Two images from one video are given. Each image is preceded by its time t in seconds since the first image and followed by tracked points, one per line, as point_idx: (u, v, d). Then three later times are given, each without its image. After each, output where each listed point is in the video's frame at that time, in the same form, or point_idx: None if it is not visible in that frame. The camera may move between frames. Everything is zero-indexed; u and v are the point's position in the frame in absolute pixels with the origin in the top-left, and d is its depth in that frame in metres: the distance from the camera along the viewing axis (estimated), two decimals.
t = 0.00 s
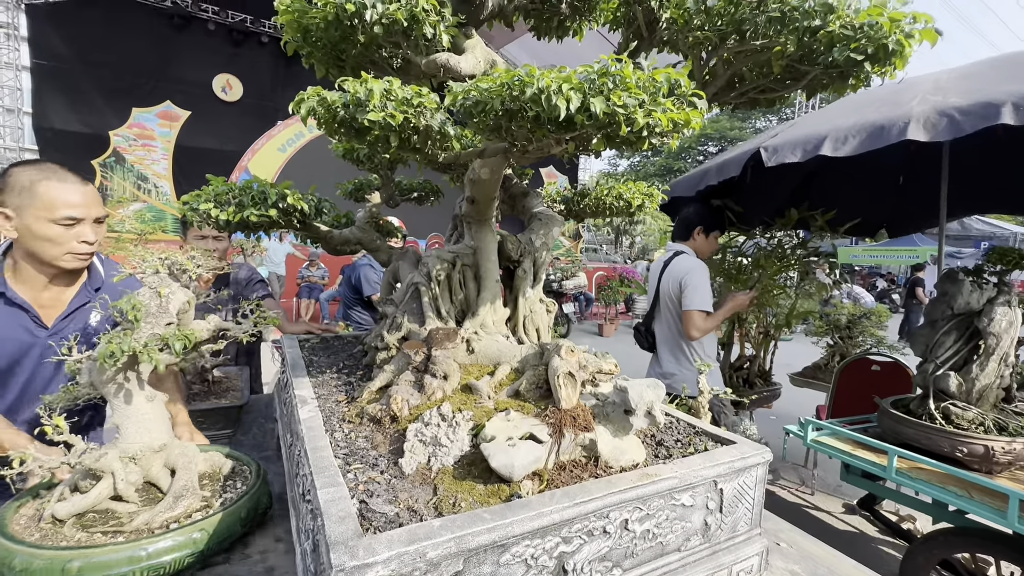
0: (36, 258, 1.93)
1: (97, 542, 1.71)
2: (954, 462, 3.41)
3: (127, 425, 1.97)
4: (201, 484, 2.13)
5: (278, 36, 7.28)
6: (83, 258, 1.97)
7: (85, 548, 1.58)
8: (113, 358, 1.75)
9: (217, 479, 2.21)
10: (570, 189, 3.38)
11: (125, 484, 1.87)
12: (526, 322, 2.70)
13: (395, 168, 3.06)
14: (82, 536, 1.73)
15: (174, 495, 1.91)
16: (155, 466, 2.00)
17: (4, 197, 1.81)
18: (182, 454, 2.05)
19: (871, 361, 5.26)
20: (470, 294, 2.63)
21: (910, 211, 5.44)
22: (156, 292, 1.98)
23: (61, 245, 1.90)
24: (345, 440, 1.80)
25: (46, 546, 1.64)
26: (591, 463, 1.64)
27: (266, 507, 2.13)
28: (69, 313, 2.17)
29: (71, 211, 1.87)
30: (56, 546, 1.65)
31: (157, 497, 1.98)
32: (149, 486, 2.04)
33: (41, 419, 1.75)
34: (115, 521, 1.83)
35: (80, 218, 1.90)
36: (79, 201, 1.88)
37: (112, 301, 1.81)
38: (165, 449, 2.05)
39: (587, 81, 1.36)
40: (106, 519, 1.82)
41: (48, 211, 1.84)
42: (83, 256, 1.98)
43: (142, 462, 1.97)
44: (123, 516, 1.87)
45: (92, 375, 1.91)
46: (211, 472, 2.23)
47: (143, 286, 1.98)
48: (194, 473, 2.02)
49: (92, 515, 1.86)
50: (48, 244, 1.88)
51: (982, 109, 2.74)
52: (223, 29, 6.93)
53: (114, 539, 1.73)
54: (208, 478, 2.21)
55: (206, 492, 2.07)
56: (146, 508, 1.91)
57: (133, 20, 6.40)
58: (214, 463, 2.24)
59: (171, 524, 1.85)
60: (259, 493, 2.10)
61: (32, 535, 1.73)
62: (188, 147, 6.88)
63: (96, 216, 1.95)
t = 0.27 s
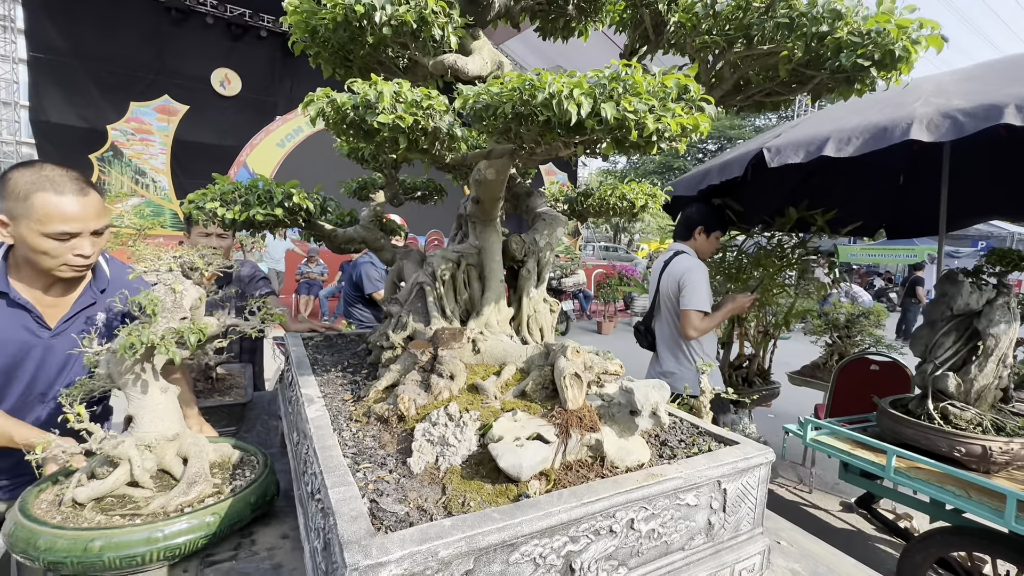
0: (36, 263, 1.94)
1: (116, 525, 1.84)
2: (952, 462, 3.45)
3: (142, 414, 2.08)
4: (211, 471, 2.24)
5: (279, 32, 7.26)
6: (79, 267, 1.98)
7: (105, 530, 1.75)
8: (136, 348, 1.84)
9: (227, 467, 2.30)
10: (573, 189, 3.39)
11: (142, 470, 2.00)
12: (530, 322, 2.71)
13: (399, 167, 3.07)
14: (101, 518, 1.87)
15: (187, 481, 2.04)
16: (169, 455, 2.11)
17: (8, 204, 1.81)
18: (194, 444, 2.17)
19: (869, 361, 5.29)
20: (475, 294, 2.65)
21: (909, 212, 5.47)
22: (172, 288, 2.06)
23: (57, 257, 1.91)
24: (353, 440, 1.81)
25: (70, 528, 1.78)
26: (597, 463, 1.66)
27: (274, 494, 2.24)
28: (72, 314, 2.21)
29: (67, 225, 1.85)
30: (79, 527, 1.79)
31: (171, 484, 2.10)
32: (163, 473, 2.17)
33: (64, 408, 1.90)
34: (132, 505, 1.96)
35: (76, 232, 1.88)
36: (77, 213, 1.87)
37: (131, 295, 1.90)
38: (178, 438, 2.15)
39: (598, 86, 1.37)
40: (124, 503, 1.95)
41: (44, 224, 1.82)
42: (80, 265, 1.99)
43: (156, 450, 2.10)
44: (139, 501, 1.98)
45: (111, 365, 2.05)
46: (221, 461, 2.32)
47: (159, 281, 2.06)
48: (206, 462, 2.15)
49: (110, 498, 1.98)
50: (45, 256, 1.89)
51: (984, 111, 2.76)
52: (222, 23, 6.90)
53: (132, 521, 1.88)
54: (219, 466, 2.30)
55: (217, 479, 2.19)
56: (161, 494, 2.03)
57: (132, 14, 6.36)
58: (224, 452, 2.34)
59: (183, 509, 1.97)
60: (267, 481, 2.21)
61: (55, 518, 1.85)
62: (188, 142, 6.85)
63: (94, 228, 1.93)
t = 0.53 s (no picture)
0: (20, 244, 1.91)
1: (121, 508, 1.85)
2: (944, 448, 3.51)
3: (146, 401, 2.09)
4: (215, 455, 2.24)
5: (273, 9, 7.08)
6: (62, 250, 1.92)
7: (111, 513, 1.76)
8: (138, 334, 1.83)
9: (230, 452, 2.31)
10: (575, 175, 3.37)
11: (145, 455, 2.02)
12: (532, 309, 2.71)
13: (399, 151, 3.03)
14: (106, 503, 1.87)
15: (191, 466, 2.04)
16: (172, 440, 2.12)
17: None
18: (197, 429, 2.18)
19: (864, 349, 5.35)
20: (476, 281, 2.64)
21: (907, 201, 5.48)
22: (172, 275, 2.04)
23: (38, 236, 1.85)
24: (358, 426, 1.82)
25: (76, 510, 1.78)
26: (601, 449, 1.68)
27: (277, 479, 2.24)
28: (65, 300, 2.18)
29: (47, 203, 1.81)
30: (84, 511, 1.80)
31: (175, 468, 2.10)
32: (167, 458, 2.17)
33: (67, 393, 1.91)
34: (137, 490, 1.96)
35: (56, 210, 1.84)
36: (57, 191, 1.83)
37: (132, 281, 1.88)
38: (181, 424, 2.16)
39: (609, 71, 1.35)
40: (128, 487, 1.95)
41: (22, 200, 1.78)
42: (64, 248, 1.93)
43: (160, 435, 2.09)
44: (144, 485, 1.98)
45: (113, 351, 2.03)
46: (224, 446, 2.33)
47: (159, 266, 2.03)
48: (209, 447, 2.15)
49: (115, 483, 1.99)
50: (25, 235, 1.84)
51: (989, 100, 2.75)
52: None
53: (137, 505, 1.88)
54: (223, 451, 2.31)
55: (221, 464, 2.20)
56: (165, 478, 2.03)
57: None
58: (227, 437, 2.33)
59: (187, 493, 1.98)
60: (271, 466, 2.22)
61: (59, 502, 1.86)
62: (180, 122, 6.73)
63: (75, 208, 1.88)
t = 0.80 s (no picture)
0: None
1: (127, 480, 1.86)
2: (930, 421, 3.62)
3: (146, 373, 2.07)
4: (218, 427, 2.25)
5: None
6: (34, 210, 1.95)
7: (118, 484, 1.78)
8: (136, 307, 1.80)
9: (233, 424, 2.32)
10: (575, 147, 3.31)
11: (148, 427, 2.03)
12: (532, 283, 2.71)
13: (397, 121, 2.96)
14: (112, 474, 1.88)
15: (195, 437, 2.05)
16: (174, 412, 2.13)
17: None
18: (199, 401, 2.18)
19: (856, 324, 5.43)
20: (477, 255, 2.62)
21: (905, 177, 5.47)
22: (169, 247, 2.00)
23: (6, 196, 1.88)
24: (361, 398, 1.83)
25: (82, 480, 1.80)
26: (602, 421, 1.71)
27: (280, 450, 2.25)
28: (50, 267, 2.20)
29: (7, 159, 1.82)
30: (90, 481, 1.81)
31: (179, 440, 2.11)
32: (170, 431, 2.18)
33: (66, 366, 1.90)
34: (142, 460, 1.98)
35: (18, 166, 1.84)
36: (18, 147, 1.82)
37: (128, 253, 1.85)
38: (183, 396, 2.17)
39: (621, 39, 1.30)
40: (133, 459, 1.97)
41: None
42: (35, 209, 1.96)
43: (162, 407, 2.10)
44: (149, 457, 2.00)
45: (111, 324, 2.01)
46: (227, 417, 2.34)
47: (155, 237, 2.00)
48: (212, 419, 2.16)
49: (119, 454, 2.01)
50: None
51: (996, 74, 2.72)
52: None
53: (143, 476, 1.91)
54: (225, 423, 2.33)
55: (224, 435, 2.21)
56: (170, 449, 2.06)
57: None
58: (230, 409, 2.34)
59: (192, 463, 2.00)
60: (274, 438, 2.23)
61: (65, 473, 1.87)
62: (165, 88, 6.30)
63: (38, 164, 1.88)
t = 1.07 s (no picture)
0: None
1: (123, 450, 1.81)
2: (917, 391, 3.71)
3: (139, 344, 2.01)
4: (214, 398, 2.17)
5: None
6: (10, 174, 1.87)
7: (114, 453, 1.75)
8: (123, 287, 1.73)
9: (230, 396, 2.24)
10: (575, 115, 3.19)
11: (144, 399, 1.96)
12: (530, 259, 2.67)
13: (390, 86, 2.82)
14: (107, 444, 1.83)
15: (189, 409, 1.98)
16: (169, 382, 2.05)
17: None
18: (195, 372, 2.10)
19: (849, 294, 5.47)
20: (474, 229, 2.56)
21: (908, 146, 5.38)
22: (156, 221, 1.91)
23: None
24: (361, 380, 1.81)
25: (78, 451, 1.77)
26: (603, 404, 1.71)
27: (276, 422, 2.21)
28: (28, 240, 2.12)
29: None
30: (88, 451, 1.78)
31: (175, 412, 2.03)
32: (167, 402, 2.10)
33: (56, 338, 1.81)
34: (138, 431, 1.91)
35: None
36: None
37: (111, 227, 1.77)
38: (178, 368, 2.09)
39: (636, 10, 1.21)
40: (129, 429, 1.90)
41: None
42: (11, 173, 1.86)
43: (156, 379, 2.02)
44: (144, 427, 1.93)
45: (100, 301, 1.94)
46: (223, 389, 2.26)
47: (140, 213, 1.90)
48: (208, 391, 2.08)
49: (116, 424, 1.93)
50: None
51: (1015, 45, 2.63)
52: None
53: (138, 446, 1.84)
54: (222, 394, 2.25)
55: (219, 407, 2.12)
56: (166, 420, 1.97)
57: None
58: (226, 380, 2.27)
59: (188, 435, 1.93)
60: (270, 410, 2.17)
61: (64, 442, 1.82)
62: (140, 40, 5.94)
63: (8, 124, 1.79)
